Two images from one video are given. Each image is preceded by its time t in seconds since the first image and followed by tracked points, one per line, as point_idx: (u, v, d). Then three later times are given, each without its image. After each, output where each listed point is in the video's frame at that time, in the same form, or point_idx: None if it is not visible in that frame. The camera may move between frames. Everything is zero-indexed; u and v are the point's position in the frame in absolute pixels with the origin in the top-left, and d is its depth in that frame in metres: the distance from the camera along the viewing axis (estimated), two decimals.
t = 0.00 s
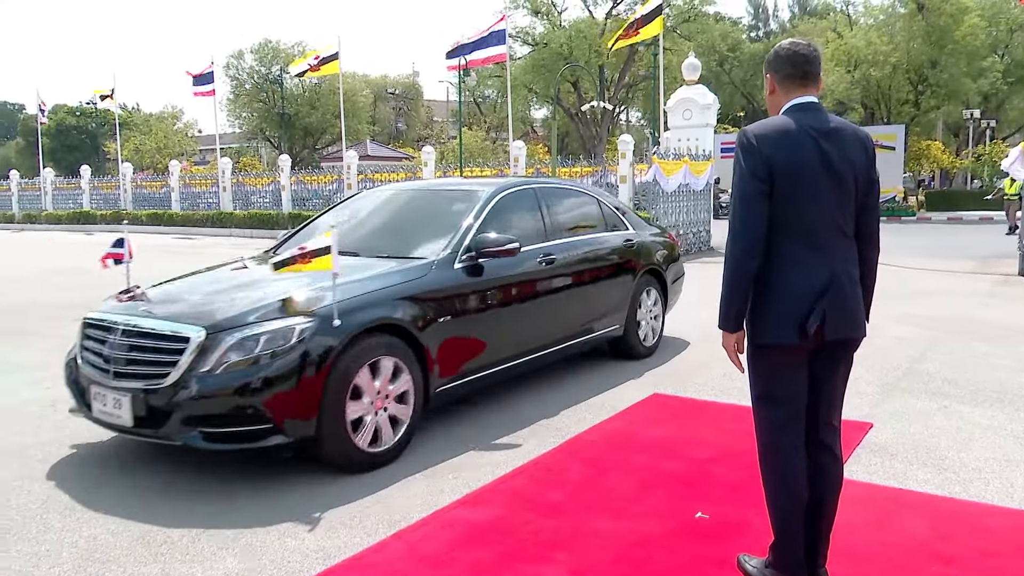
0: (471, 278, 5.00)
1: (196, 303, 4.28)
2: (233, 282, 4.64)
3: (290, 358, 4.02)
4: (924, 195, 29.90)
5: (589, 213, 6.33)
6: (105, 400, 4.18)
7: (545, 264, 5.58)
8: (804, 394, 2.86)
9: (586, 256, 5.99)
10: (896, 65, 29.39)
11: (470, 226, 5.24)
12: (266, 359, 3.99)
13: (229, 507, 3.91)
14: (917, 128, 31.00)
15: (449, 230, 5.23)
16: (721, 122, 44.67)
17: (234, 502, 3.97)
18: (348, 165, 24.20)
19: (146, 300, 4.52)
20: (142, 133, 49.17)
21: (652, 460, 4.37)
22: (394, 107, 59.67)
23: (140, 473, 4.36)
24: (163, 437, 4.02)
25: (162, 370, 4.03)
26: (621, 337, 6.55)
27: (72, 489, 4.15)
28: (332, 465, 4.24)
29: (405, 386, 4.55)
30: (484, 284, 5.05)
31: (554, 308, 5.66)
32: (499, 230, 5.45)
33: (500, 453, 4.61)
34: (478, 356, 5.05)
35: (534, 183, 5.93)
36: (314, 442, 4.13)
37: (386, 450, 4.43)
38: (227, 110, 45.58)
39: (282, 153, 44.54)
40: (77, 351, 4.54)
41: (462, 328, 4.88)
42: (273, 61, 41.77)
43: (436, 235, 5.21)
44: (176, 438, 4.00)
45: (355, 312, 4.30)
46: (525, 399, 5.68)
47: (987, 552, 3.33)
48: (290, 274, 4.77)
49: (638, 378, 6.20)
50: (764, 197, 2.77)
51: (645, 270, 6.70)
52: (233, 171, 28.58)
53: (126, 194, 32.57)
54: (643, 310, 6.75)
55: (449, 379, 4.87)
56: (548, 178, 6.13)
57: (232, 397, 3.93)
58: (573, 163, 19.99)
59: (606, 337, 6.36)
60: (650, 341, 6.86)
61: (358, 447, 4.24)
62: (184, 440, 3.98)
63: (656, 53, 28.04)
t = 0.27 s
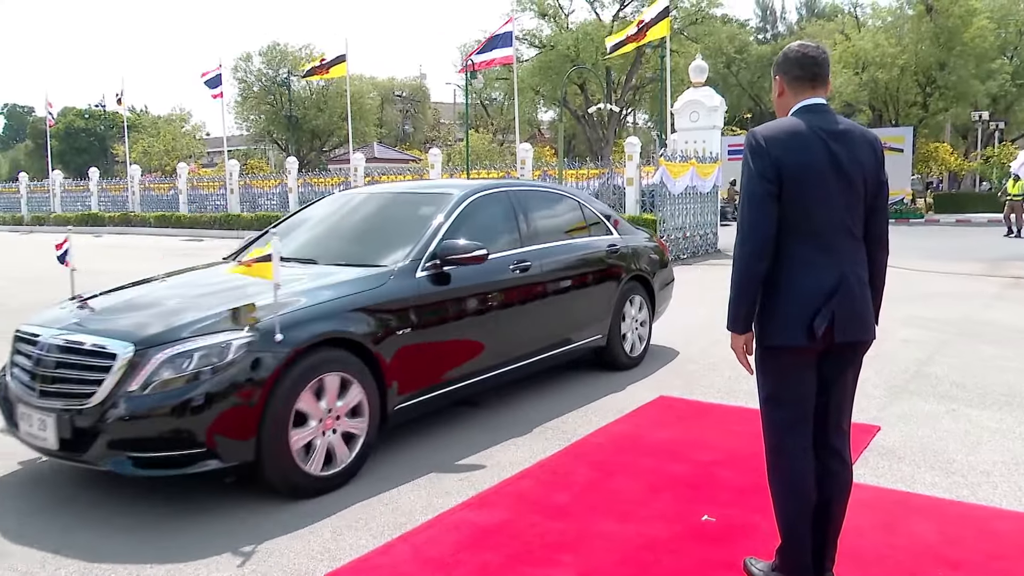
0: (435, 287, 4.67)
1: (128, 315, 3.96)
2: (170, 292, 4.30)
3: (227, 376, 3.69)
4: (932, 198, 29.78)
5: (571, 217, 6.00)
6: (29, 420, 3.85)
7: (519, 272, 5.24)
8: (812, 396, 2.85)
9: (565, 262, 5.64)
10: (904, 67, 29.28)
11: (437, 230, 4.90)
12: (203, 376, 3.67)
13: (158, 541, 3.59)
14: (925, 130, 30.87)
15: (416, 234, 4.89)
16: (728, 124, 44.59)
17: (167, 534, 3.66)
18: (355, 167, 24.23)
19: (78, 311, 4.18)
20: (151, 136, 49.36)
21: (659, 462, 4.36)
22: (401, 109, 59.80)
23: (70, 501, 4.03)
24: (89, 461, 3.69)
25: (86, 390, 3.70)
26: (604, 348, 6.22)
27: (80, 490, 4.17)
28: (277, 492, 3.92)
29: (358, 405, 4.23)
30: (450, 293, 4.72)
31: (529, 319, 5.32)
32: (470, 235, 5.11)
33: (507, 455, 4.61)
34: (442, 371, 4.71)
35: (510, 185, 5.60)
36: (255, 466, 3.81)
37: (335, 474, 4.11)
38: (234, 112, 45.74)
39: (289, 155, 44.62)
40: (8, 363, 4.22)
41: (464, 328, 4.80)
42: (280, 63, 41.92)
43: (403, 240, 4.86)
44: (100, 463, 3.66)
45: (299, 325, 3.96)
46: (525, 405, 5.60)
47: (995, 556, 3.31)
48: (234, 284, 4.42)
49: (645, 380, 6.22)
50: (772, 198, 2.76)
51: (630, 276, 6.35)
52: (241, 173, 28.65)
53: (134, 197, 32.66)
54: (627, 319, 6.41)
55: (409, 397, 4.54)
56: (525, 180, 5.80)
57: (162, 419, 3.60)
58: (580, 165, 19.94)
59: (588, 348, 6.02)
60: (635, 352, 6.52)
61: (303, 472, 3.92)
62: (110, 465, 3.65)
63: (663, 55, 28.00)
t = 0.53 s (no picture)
0: (401, 292, 4.48)
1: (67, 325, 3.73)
2: (106, 302, 4.05)
3: (168, 388, 3.47)
4: (934, 200, 29.75)
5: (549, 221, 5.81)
6: None
7: (492, 277, 5.05)
8: (814, 399, 2.85)
9: (543, 268, 5.45)
10: (906, 70, 29.25)
11: (405, 233, 4.71)
12: (143, 390, 3.45)
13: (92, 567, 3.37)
14: (927, 132, 30.82)
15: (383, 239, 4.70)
16: (730, 126, 44.58)
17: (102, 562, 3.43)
18: (357, 168, 24.24)
19: (17, 319, 3.96)
20: (153, 136, 49.38)
21: (660, 464, 4.36)
22: (403, 110, 59.84)
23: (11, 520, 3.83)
24: (18, 481, 3.46)
25: (14, 406, 3.47)
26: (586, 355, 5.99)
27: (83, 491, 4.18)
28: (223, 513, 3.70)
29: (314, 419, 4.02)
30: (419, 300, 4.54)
31: (504, 328, 5.12)
32: (441, 238, 4.92)
33: (508, 457, 4.60)
34: (407, 382, 4.50)
35: (483, 189, 5.41)
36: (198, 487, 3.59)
37: (288, 492, 3.90)
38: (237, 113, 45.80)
39: (291, 156, 44.60)
40: None
41: (459, 331, 4.77)
42: (283, 64, 41.96)
43: (371, 245, 4.66)
44: (30, 483, 3.44)
45: (247, 335, 3.74)
46: (521, 409, 5.54)
47: (997, 559, 3.30)
48: (176, 293, 4.18)
49: (647, 381, 6.22)
50: (774, 199, 2.75)
51: (612, 283, 6.15)
52: (243, 174, 28.64)
53: (136, 197, 32.64)
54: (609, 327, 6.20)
55: (369, 410, 4.31)
56: (501, 183, 5.61)
57: (94, 437, 3.38)
58: (581, 166, 19.90)
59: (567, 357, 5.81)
60: (618, 360, 6.32)
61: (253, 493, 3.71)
62: (39, 486, 3.42)
63: (665, 57, 28.01)
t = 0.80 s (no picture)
0: (357, 301, 4.27)
1: None
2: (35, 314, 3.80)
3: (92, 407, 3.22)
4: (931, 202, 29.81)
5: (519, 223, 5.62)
6: None
7: (458, 284, 4.83)
8: (812, 400, 2.85)
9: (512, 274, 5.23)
10: (902, 71, 29.30)
11: (364, 238, 4.52)
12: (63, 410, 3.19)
13: None
14: (924, 134, 30.86)
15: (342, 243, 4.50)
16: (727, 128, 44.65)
17: None
18: (354, 170, 24.22)
19: None
20: (150, 138, 49.29)
21: (657, 466, 4.36)
22: (401, 112, 59.86)
23: None
24: None
25: None
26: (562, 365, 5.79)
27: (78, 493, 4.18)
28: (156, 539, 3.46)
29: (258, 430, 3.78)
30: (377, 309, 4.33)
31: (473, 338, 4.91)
32: (403, 244, 4.72)
33: (506, 458, 4.60)
34: (365, 395, 4.28)
35: (449, 191, 5.21)
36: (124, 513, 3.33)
37: (226, 517, 3.66)
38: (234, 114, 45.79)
39: (288, 157, 44.53)
40: None
41: (450, 332, 4.73)
42: (280, 66, 41.94)
43: (325, 250, 4.47)
44: None
45: (182, 348, 3.51)
46: (507, 416, 5.42)
47: (993, 560, 3.31)
48: (100, 306, 3.93)
49: (645, 383, 6.22)
50: (771, 202, 2.76)
51: (588, 289, 5.95)
52: (240, 176, 28.59)
53: (133, 199, 32.54)
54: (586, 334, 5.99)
55: (321, 426, 4.08)
56: (468, 184, 5.41)
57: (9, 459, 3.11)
58: (579, 168, 19.85)
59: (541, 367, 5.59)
60: (597, 369, 6.11)
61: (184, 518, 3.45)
62: None
63: (663, 58, 28.02)
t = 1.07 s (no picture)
0: (316, 306, 4.03)
1: None
2: None
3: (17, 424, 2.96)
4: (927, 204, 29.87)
5: (490, 224, 5.42)
6: None
7: (426, 290, 4.62)
8: (807, 403, 2.86)
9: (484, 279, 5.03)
10: (899, 74, 29.37)
11: (327, 239, 4.30)
12: None
13: None
14: (920, 136, 30.93)
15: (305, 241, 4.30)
16: (724, 130, 44.73)
17: None
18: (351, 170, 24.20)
19: None
20: (146, 138, 49.18)
21: (654, 467, 4.37)
22: (398, 113, 59.88)
23: None
24: None
25: None
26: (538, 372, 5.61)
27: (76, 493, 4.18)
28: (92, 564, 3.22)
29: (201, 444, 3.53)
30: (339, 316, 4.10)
31: (445, 345, 4.73)
32: (366, 248, 4.50)
33: (502, 460, 4.60)
34: (326, 407, 4.06)
35: (418, 192, 4.99)
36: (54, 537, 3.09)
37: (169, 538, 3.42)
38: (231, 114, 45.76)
39: (285, 158, 44.45)
40: None
41: (447, 330, 4.73)
42: (277, 66, 41.92)
43: (286, 252, 4.27)
44: None
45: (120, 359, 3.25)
46: (489, 423, 5.31)
47: (989, 561, 3.32)
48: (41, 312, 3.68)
49: (642, 384, 6.23)
50: (768, 204, 2.76)
51: (567, 294, 5.77)
52: (237, 176, 28.54)
53: (129, 199, 32.44)
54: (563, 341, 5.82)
55: (279, 439, 3.85)
56: (437, 185, 5.19)
57: None
58: (575, 169, 19.86)
59: (516, 375, 5.41)
60: (575, 377, 5.94)
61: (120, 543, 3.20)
62: None
63: (660, 59, 28.07)
